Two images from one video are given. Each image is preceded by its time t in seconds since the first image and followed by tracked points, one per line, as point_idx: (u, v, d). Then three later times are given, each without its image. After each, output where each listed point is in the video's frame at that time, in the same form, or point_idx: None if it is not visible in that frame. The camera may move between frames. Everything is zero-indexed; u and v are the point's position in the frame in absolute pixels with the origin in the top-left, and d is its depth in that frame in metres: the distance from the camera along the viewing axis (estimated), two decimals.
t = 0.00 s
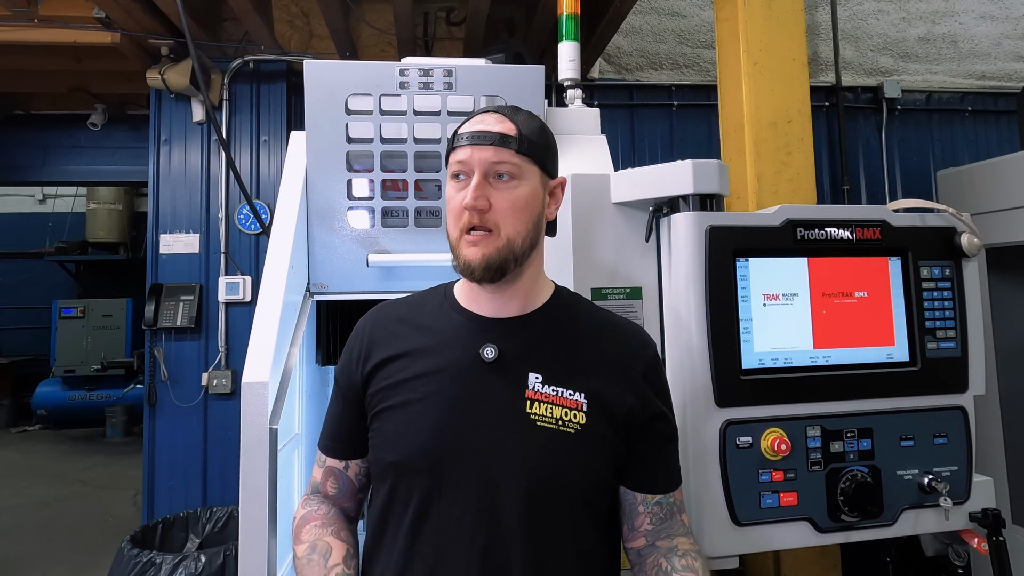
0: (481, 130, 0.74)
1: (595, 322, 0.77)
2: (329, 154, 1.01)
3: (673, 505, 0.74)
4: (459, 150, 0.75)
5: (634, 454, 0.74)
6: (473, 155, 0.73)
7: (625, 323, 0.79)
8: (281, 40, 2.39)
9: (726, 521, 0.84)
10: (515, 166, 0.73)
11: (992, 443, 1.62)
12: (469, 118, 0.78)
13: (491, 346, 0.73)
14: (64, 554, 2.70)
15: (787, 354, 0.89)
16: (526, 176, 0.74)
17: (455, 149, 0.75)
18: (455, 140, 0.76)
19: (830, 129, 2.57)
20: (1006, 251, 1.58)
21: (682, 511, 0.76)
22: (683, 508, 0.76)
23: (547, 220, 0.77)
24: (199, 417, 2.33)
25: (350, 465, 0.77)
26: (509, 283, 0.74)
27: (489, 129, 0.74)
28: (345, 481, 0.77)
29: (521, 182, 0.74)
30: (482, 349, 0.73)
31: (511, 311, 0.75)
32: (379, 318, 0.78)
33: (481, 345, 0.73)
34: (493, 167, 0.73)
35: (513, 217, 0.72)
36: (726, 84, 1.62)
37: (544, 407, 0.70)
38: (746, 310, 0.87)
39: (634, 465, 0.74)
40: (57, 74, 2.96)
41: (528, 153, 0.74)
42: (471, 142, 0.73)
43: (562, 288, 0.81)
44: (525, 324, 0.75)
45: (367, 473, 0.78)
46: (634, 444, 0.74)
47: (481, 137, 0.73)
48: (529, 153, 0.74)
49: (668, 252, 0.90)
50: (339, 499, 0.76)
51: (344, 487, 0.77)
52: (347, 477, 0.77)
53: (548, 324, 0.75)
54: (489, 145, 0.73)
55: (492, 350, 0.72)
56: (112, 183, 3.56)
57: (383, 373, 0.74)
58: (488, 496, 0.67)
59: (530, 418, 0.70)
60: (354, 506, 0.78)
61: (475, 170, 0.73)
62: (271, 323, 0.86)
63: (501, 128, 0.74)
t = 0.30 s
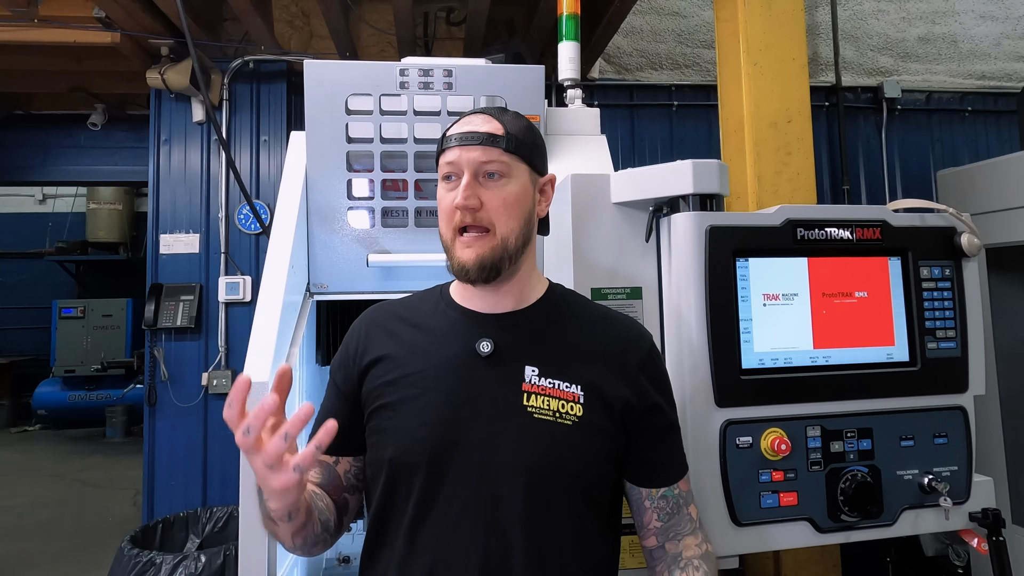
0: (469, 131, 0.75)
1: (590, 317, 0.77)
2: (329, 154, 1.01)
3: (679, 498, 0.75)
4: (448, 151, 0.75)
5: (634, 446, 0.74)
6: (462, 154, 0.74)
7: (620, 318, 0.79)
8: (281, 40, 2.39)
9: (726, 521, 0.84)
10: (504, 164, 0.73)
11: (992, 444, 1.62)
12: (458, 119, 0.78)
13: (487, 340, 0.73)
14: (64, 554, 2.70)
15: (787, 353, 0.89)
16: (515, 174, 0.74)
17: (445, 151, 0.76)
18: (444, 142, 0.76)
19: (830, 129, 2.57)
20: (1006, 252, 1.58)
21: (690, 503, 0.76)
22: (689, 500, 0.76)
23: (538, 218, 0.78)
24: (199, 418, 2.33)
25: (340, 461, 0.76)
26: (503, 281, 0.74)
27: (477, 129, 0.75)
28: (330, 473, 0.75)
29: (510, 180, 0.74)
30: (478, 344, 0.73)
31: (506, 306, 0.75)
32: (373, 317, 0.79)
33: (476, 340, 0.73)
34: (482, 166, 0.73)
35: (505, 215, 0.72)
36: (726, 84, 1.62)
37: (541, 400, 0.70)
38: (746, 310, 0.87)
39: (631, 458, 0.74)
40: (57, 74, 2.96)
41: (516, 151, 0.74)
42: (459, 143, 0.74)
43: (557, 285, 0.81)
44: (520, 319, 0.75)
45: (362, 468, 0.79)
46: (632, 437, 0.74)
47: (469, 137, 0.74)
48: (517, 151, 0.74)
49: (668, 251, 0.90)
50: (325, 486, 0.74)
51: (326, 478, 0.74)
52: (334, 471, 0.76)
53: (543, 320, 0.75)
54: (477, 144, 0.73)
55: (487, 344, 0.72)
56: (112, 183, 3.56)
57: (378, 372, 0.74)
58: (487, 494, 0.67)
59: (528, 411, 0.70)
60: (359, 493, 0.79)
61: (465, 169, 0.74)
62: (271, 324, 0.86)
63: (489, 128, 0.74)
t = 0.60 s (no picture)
0: (460, 129, 0.75)
1: (585, 313, 0.77)
2: (329, 153, 1.00)
3: (677, 488, 0.77)
4: (439, 150, 0.74)
5: (635, 440, 0.76)
6: (455, 152, 0.73)
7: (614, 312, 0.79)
8: (281, 40, 2.39)
9: (726, 520, 0.84)
10: (497, 160, 0.74)
11: (992, 444, 1.62)
12: (441, 118, 0.78)
13: (482, 340, 0.73)
14: (64, 554, 2.70)
15: (787, 354, 0.89)
16: (508, 168, 0.75)
17: (434, 150, 0.75)
18: (432, 141, 0.75)
19: (830, 129, 2.57)
20: (1006, 252, 1.58)
21: (691, 492, 0.77)
22: (691, 489, 0.77)
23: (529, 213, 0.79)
24: (199, 418, 2.33)
25: (336, 462, 0.76)
26: (500, 276, 0.74)
27: (467, 126, 0.75)
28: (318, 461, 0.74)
29: (505, 174, 0.75)
30: (474, 343, 0.72)
31: (501, 304, 0.75)
32: (367, 320, 0.78)
33: (472, 339, 0.73)
34: (477, 162, 0.74)
35: (505, 208, 0.73)
36: (726, 84, 1.62)
37: (539, 397, 0.71)
38: (746, 310, 0.87)
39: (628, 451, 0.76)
40: (58, 74, 2.96)
41: (507, 146, 0.76)
42: (451, 140, 0.73)
43: (552, 285, 0.81)
44: (516, 318, 0.75)
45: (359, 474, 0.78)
46: (630, 433, 0.75)
47: (461, 134, 0.74)
48: (508, 146, 0.76)
49: (668, 252, 0.90)
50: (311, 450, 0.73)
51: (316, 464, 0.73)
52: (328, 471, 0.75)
53: (537, 320, 0.75)
54: (470, 140, 0.73)
55: (483, 344, 0.72)
56: (113, 183, 3.56)
57: (370, 375, 0.73)
58: (486, 493, 0.66)
59: (525, 407, 0.70)
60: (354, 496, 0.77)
61: (460, 166, 0.73)
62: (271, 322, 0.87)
63: (479, 125, 0.75)
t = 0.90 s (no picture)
0: (449, 130, 0.74)
1: (582, 309, 0.78)
2: (329, 153, 1.01)
3: (680, 474, 0.77)
4: (428, 153, 0.74)
5: (638, 435, 0.76)
6: (446, 154, 0.73)
7: (615, 308, 0.80)
8: (281, 40, 2.39)
9: (726, 521, 0.84)
10: (489, 160, 0.74)
11: (992, 444, 1.62)
12: (427, 121, 0.77)
13: (485, 340, 0.73)
14: (64, 554, 2.70)
15: (787, 354, 0.89)
16: (500, 167, 0.75)
17: (423, 153, 0.74)
18: (421, 144, 0.75)
19: (831, 129, 2.57)
20: (1006, 252, 1.58)
21: (692, 477, 0.78)
22: (693, 474, 0.78)
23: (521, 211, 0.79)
24: (199, 418, 2.33)
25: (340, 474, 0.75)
26: (500, 277, 0.75)
27: (455, 127, 0.74)
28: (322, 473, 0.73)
29: (497, 174, 0.75)
30: (477, 343, 0.73)
31: (499, 303, 0.75)
32: (360, 325, 0.77)
33: (476, 339, 0.73)
34: (468, 164, 0.74)
35: (501, 209, 0.73)
36: (726, 84, 1.62)
37: (545, 396, 0.71)
38: (746, 310, 0.87)
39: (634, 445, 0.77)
40: (58, 74, 2.96)
41: (497, 145, 0.75)
42: (441, 142, 0.73)
43: (551, 285, 0.81)
44: (514, 317, 0.75)
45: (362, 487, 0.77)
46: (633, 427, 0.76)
47: (450, 136, 0.73)
48: (499, 145, 0.76)
49: (668, 252, 0.90)
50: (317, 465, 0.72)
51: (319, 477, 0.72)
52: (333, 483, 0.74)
53: (535, 319, 0.75)
54: (460, 141, 0.73)
55: (487, 344, 0.72)
56: (113, 183, 3.56)
57: (367, 381, 0.73)
58: (491, 493, 0.66)
59: (533, 406, 0.70)
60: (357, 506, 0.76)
61: (452, 169, 0.73)
62: (271, 323, 0.86)
63: (468, 124, 0.75)
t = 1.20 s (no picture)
0: (448, 124, 0.75)
1: (592, 313, 0.78)
2: (329, 154, 1.01)
3: (673, 485, 0.77)
4: (429, 148, 0.75)
5: (645, 439, 0.77)
6: (445, 147, 0.74)
7: (624, 312, 0.81)
8: (281, 40, 2.39)
9: (726, 521, 0.84)
10: (489, 153, 0.74)
11: (992, 444, 1.62)
12: (433, 116, 0.78)
13: (501, 344, 0.73)
14: (65, 554, 2.70)
15: (787, 353, 0.89)
16: (501, 161, 0.75)
17: (424, 149, 0.76)
18: (422, 139, 0.76)
19: (831, 129, 2.57)
20: (1006, 252, 1.58)
21: (684, 489, 0.78)
22: (686, 486, 0.78)
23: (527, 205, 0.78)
24: (199, 418, 2.33)
25: (349, 492, 0.73)
26: (505, 275, 0.74)
27: (455, 121, 0.75)
28: (336, 510, 0.71)
29: (497, 167, 0.75)
30: (491, 347, 0.72)
31: (509, 306, 0.75)
32: (363, 327, 0.77)
33: (490, 343, 0.73)
34: (467, 157, 0.74)
35: (499, 203, 0.73)
36: (726, 84, 1.62)
37: (563, 398, 0.71)
38: (746, 310, 0.87)
39: (644, 449, 0.77)
40: (58, 74, 2.97)
41: (498, 138, 0.75)
42: (440, 136, 0.74)
43: (557, 287, 0.81)
44: (524, 320, 0.75)
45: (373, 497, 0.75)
46: (643, 432, 0.77)
47: (449, 130, 0.74)
48: (500, 138, 0.75)
49: (668, 252, 0.90)
50: (326, 532, 0.70)
51: (333, 518, 0.71)
52: (342, 506, 0.72)
53: (544, 323, 0.75)
54: (460, 134, 0.74)
55: (502, 347, 0.72)
56: (113, 183, 3.56)
57: (379, 385, 0.72)
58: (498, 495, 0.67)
59: (551, 409, 0.70)
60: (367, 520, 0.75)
61: (450, 162, 0.74)
62: (271, 323, 0.86)
63: (468, 118, 0.75)
